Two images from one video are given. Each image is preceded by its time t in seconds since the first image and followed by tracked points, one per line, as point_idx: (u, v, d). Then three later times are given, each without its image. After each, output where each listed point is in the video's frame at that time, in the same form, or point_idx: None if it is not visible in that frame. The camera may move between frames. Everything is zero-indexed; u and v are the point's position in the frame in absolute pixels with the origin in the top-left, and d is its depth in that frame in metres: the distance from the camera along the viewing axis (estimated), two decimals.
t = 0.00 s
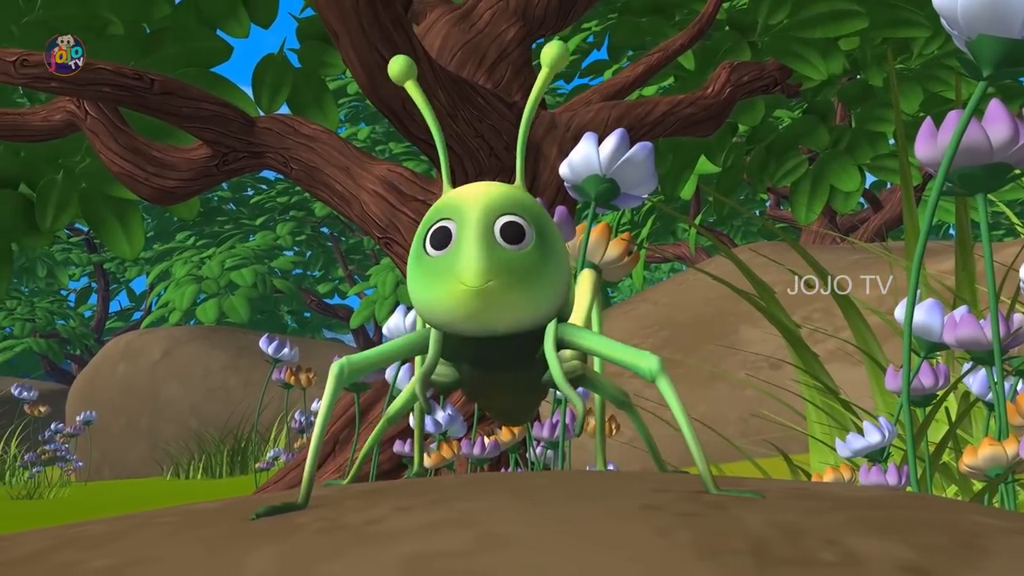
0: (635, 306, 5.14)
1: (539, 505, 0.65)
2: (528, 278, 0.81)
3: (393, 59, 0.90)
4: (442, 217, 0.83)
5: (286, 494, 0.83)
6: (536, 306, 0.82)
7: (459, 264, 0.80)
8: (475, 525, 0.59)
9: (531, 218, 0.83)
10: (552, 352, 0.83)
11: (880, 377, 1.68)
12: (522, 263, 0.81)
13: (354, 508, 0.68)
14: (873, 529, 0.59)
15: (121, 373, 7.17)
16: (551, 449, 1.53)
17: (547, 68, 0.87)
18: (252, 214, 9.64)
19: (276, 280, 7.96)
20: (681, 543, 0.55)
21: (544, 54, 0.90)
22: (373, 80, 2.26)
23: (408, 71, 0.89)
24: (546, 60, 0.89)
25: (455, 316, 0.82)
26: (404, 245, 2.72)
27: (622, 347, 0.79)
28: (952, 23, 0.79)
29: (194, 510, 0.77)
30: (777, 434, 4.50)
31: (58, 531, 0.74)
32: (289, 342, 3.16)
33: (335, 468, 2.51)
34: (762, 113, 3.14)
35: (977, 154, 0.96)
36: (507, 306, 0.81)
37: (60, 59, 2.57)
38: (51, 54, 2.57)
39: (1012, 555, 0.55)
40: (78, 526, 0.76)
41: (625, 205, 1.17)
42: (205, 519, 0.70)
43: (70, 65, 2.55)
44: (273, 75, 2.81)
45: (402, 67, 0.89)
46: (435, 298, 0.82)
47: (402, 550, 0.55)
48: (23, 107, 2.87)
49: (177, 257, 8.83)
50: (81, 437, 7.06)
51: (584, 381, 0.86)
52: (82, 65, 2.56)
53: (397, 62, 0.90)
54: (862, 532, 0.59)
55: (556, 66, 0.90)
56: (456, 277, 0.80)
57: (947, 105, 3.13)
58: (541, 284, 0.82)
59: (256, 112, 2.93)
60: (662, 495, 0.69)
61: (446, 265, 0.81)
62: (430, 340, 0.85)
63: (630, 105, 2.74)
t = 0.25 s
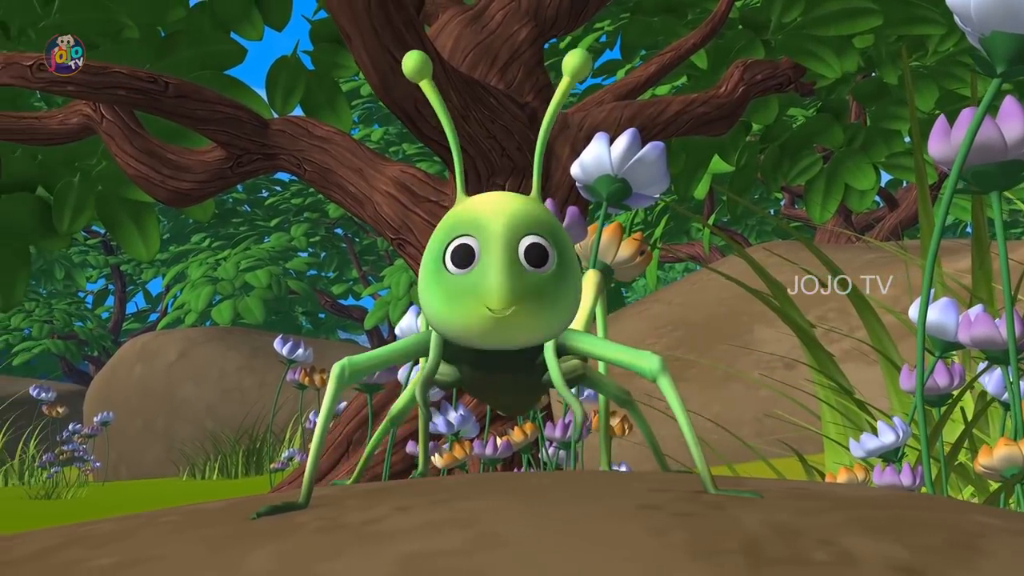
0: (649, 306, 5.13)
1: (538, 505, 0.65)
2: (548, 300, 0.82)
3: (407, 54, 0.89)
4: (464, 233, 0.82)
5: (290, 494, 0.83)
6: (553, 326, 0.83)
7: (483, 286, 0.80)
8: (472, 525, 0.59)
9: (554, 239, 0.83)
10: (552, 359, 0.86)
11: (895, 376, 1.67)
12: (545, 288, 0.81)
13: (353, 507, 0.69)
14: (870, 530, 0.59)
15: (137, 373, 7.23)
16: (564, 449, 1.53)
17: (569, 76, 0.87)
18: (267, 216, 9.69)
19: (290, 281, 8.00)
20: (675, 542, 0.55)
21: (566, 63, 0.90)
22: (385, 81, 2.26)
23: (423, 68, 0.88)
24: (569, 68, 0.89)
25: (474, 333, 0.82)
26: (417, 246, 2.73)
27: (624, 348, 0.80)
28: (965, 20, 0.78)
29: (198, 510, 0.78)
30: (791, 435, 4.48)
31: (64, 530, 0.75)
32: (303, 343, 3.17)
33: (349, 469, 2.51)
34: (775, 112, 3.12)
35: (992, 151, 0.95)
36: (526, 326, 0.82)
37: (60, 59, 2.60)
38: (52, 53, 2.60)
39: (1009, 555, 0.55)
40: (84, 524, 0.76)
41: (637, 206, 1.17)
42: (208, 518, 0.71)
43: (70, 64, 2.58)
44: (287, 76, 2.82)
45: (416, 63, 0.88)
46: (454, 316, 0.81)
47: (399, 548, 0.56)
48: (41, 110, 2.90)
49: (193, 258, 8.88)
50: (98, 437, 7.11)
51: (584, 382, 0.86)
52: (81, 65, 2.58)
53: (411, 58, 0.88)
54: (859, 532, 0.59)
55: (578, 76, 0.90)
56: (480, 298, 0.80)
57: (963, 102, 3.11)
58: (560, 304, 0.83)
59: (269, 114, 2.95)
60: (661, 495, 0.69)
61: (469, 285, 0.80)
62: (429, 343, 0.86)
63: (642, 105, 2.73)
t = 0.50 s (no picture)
0: (662, 306, 5.12)
1: (535, 504, 0.65)
2: (567, 333, 0.83)
3: (424, 64, 0.89)
4: (485, 265, 0.81)
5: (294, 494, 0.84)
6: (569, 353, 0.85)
7: (504, 322, 0.80)
8: (468, 524, 0.60)
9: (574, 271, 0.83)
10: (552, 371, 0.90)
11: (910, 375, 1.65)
12: (566, 322, 0.82)
13: (353, 506, 0.69)
14: (866, 529, 0.59)
15: (154, 374, 7.29)
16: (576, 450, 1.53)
17: (594, 97, 0.87)
18: (282, 217, 9.74)
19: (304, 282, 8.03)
20: (667, 541, 0.55)
21: (591, 81, 0.89)
22: (396, 83, 2.27)
23: (442, 81, 0.88)
24: (594, 87, 0.88)
25: (491, 360, 0.84)
26: (430, 247, 2.73)
27: (623, 351, 0.81)
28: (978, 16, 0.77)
29: (201, 509, 0.78)
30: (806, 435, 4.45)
31: (70, 529, 0.76)
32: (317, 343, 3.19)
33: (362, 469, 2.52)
34: (789, 110, 3.10)
35: (1006, 148, 0.94)
36: (543, 356, 0.84)
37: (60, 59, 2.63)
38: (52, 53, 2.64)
39: (1006, 555, 0.55)
40: (90, 524, 0.77)
41: (649, 205, 1.17)
42: (210, 518, 0.71)
43: (70, 64, 2.62)
44: (301, 78, 2.84)
45: (434, 72, 0.88)
46: (472, 346, 0.82)
47: (394, 546, 0.56)
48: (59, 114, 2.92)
49: (208, 260, 8.94)
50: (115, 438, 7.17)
51: (585, 380, 0.90)
52: (81, 66, 2.62)
53: (429, 68, 0.88)
54: (855, 532, 0.58)
55: (601, 94, 0.89)
56: (501, 334, 0.81)
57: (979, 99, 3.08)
58: (577, 333, 0.85)
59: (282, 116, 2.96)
60: (659, 494, 0.69)
61: (491, 320, 0.81)
62: (431, 347, 0.86)
63: (655, 104, 2.73)
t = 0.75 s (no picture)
0: (675, 306, 5.11)
1: (533, 505, 0.65)
2: (564, 333, 0.83)
3: (424, 64, 0.89)
4: (482, 264, 0.81)
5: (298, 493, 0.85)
6: (565, 352, 0.85)
7: (500, 321, 0.80)
8: (465, 524, 0.60)
9: (570, 270, 0.83)
10: (553, 374, 0.89)
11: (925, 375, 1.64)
12: (561, 322, 0.82)
13: (353, 506, 0.69)
14: (863, 530, 0.59)
15: (171, 375, 7.34)
16: (589, 450, 1.53)
17: (592, 97, 0.87)
18: (296, 219, 9.79)
19: (319, 283, 8.06)
20: (662, 541, 0.55)
21: (589, 82, 0.88)
22: (409, 85, 2.29)
23: (440, 81, 0.88)
24: (593, 88, 0.88)
25: (488, 360, 0.84)
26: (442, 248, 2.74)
27: (622, 352, 0.81)
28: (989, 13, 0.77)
29: (205, 509, 0.79)
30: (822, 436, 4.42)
31: (76, 528, 0.77)
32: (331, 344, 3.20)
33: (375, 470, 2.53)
34: (803, 109, 3.09)
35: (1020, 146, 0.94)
36: (539, 356, 0.84)
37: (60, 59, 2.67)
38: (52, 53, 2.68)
39: (1003, 555, 0.54)
40: (96, 523, 0.78)
41: (661, 205, 1.17)
42: (213, 517, 0.72)
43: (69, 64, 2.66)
44: (313, 80, 2.86)
45: (433, 73, 0.88)
46: (469, 345, 0.82)
47: (389, 545, 0.56)
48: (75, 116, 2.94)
49: (223, 261, 8.99)
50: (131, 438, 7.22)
51: (586, 381, 0.89)
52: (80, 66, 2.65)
53: (429, 68, 0.88)
54: (852, 531, 0.58)
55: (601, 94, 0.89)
56: (497, 333, 0.81)
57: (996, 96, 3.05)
58: (574, 332, 0.85)
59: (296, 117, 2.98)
60: (658, 494, 0.69)
61: (487, 319, 0.81)
62: (431, 347, 0.87)
63: (668, 103, 2.72)
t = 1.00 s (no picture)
0: (689, 305, 5.09)
1: (532, 504, 0.65)
2: (534, 297, 0.83)
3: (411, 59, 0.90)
4: (453, 226, 0.84)
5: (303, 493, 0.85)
6: (540, 323, 0.84)
7: (465, 276, 0.82)
8: (462, 523, 0.60)
9: (541, 236, 0.84)
10: (551, 360, 0.85)
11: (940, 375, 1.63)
12: (531, 284, 0.82)
13: (354, 505, 0.70)
14: (860, 529, 0.58)
15: (186, 376, 7.40)
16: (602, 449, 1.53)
17: (565, 80, 0.88)
18: (311, 220, 9.83)
19: (333, 284, 8.09)
20: (656, 541, 0.55)
21: (565, 66, 0.90)
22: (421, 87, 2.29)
23: (426, 72, 0.89)
24: (566, 71, 0.89)
25: (459, 325, 0.84)
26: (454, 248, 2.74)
27: (618, 349, 0.80)
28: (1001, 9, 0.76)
29: (210, 508, 0.79)
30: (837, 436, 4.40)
31: (83, 527, 0.78)
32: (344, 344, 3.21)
33: (388, 470, 2.53)
34: (817, 107, 3.07)
35: None
36: (509, 320, 0.83)
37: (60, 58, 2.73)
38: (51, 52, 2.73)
39: (1000, 557, 0.54)
40: (103, 522, 0.79)
41: (673, 205, 1.16)
42: (216, 516, 0.72)
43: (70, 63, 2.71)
44: (326, 82, 2.87)
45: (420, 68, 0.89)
46: (439, 306, 0.83)
47: (386, 544, 0.57)
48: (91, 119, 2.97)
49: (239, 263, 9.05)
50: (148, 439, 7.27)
51: (589, 384, 0.87)
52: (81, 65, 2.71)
53: (415, 62, 0.89)
54: (849, 532, 0.58)
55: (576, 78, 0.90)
56: (462, 288, 0.82)
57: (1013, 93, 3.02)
58: (547, 301, 0.84)
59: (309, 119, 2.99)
60: (658, 494, 0.69)
61: (454, 276, 0.82)
62: (431, 342, 0.87)
63: (681, 102, 2.71)
